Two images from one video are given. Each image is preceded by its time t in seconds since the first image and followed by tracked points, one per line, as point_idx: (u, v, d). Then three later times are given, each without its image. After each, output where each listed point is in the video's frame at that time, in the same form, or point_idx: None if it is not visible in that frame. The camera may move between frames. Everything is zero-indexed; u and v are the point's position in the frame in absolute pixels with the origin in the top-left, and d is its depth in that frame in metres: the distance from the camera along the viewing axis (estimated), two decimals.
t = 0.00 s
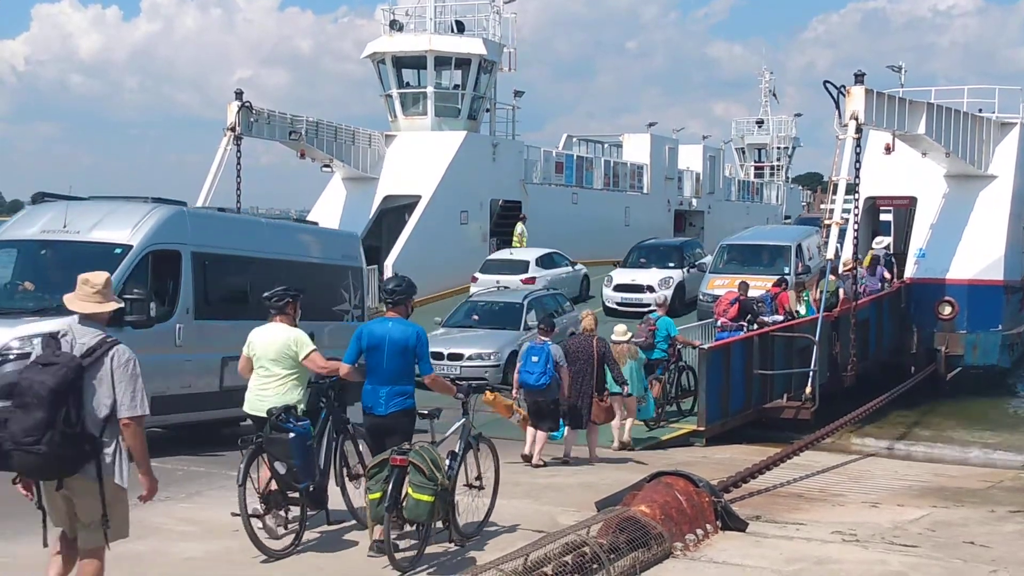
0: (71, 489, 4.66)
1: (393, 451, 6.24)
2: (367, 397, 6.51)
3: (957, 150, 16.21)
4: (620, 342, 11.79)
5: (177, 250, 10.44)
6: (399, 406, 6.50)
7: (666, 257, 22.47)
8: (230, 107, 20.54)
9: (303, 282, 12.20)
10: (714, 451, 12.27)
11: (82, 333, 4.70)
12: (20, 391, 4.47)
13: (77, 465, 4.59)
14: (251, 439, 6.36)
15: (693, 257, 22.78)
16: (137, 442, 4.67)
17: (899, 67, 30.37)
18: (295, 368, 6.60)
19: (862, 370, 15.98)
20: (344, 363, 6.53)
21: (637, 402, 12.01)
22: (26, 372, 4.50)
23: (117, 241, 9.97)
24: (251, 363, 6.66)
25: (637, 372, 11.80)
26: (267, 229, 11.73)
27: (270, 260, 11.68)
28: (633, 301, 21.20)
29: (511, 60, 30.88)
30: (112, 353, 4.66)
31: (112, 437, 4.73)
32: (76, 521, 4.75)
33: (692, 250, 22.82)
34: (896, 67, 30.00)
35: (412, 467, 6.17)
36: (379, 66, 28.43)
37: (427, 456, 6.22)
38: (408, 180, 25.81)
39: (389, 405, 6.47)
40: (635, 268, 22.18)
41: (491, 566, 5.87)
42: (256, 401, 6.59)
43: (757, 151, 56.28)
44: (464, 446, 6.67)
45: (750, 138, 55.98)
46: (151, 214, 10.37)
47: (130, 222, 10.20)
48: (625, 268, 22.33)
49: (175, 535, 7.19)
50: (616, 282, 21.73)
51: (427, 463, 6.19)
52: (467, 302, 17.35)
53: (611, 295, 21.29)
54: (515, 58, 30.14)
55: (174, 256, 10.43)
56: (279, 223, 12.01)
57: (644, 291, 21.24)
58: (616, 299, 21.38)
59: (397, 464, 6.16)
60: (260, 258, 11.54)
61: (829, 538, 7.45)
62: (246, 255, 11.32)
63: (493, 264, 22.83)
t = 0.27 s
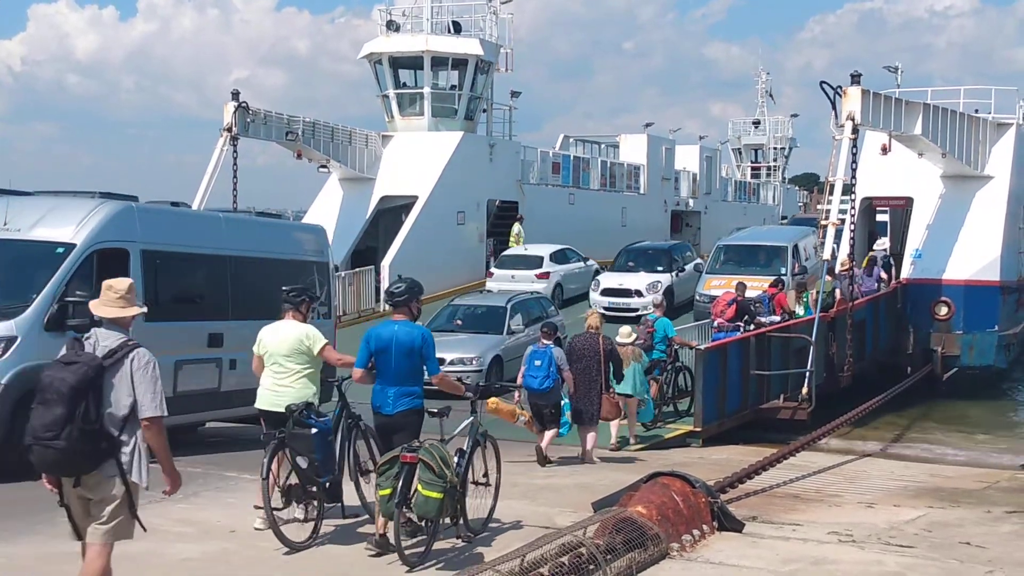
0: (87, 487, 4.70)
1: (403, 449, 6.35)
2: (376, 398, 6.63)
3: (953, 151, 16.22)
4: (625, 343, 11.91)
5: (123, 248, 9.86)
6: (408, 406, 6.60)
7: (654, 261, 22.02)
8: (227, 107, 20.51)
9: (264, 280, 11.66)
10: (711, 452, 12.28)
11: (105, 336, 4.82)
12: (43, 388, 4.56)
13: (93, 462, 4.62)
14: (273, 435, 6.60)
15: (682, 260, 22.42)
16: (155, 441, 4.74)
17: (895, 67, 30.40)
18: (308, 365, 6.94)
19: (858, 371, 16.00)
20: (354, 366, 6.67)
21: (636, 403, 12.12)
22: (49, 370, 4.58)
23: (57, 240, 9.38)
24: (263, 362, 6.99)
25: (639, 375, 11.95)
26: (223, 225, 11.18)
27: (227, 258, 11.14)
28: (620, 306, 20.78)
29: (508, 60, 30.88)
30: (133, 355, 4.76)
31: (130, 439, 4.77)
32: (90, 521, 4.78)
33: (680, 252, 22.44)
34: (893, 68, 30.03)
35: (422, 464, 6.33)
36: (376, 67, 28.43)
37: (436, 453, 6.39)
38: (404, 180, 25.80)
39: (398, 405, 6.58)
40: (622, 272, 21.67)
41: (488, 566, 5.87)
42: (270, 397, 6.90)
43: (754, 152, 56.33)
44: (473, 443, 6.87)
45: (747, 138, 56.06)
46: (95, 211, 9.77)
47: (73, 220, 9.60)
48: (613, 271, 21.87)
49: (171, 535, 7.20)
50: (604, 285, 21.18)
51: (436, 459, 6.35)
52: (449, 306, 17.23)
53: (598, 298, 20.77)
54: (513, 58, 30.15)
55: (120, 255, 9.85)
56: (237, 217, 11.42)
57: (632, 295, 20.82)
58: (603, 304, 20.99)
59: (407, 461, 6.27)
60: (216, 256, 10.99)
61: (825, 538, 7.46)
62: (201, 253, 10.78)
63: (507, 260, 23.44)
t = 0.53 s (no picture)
0: (110, 480, 4.95)
1: (413, 447, 6.49)
2: (387, 393, 6.80)
3: (952, 152, 16.23)
4: (630, 341, 11.99)
5: (71, 246, 9.28)
6: (419, 401, 6.78)
7: (645, 265, 21.53)
8: (226, 108, 20.49)
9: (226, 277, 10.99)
10: (710, 453, 12.29)
11: (123, 333, 5.03)
12: (64, 387, 4.78)
13: (114, 456, 4.85)
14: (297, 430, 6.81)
15: (673, 265, 21.84)
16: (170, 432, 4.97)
17: (894, 69, 30.43)
18: (330, 367, 7.14)
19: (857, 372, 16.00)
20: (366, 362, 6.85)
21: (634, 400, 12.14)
22: (70, 370, 4.81)
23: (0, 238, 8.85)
24: (284, 361, 7.18)
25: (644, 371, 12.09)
26: (180, 220, 10.52)
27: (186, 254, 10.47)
28: (609, 312, 20.27)
29: (507, 61, 30.88)
30: (148, 350, 4.97)
31: (147, 432, 5.00)
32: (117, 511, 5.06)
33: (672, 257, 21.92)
34: (892, 70, 30.06)
35: (432, 462, 6.43)
36: (375, 67, 28.43)
37: (446, 451, 6.47)
38: (403, 181, 25.79)
39: (408, 400, 6.75)
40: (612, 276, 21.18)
41: (487, 568, 5.87)
42: (292, 398, 7.08)
43: (753, 153, 56.38)
44: (481, 441, 6.93)
45: (745, 139, 56.06)
46: (43, 206, 9.24)
47: (17, 216, 9.07)
48: (603, 275, 21.40)
49: (170, 536, 7.20)
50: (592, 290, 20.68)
51: (446, 457, 6.44)
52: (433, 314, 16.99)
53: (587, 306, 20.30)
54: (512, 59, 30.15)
55: (67, 253, 9.28)
56: (197, 211, 10.81)
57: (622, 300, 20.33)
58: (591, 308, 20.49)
59: (416, 459, 6.43)
60: (172, 253, 10.32)
61: (824, 539, 7.47)
62: (156, 249, 10.12)
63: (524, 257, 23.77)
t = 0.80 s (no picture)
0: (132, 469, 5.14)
1: (425, 445, 6.66)
2: (403, 392, 6.92)
3: (952, 153, 16.23)
4: (632, 341, 12.09)
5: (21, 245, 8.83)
6: (434, 400, 6.91)
7: (637, 269, 21.12)
8: (227, 110, 20.50)
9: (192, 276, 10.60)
10: (711, 454, 12.29)
11: (143, 328, 5.27)
12: (87, 378, 4.98)
13: (136, 446, 5.02)
14: (319, 425, 7.04)
15: (665, 268, 21.51)
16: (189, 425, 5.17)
17: (895, 70, 30.43)
18: (348, 363, 7.44)
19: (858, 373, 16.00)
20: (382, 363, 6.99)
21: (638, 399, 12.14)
22: (92, 361, 5.02)
23: None
24: (304, 354, 7.48)
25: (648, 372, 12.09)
26: (141, 217, 10.09)
27: (147, 252, 10.08)
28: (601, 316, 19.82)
29: (508, 63, 30.88)
30: (168, 344, 5.20)
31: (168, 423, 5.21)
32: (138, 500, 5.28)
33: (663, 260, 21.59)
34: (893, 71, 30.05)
35: (444, 459, 6.58)
36: (376, 69, 28.44)
37: (457, 449, 6.62)
38: (403, 182, 25.78)
39: (424, 399, 6.88)
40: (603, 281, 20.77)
41: (488, 569, 5.87)
42: (311, 392, 7.38)
43: (754, 154, 56.39)
44: (491, 440, 7.03)
45: (746, 140, 56.04)
46: None
47: None
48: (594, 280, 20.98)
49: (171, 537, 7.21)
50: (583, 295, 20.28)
51: (458, 455, 6.59)
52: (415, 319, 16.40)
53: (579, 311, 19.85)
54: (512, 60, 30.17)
55: (18, 252, 8.82)
56: (160, 206, 10.38)
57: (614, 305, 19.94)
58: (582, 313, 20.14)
59: (429, 456, 6.58)
60: (131, 250, 9.91)
61: (825, 541, 7.47)
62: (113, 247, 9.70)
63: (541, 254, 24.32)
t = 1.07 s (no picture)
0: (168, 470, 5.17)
1: (441, 440, 6.73)
2: (421, 391, 7.03)
3: (954, 152, 16.21)
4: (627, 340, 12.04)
5: None
6: (452, 397, 7.02)
7: (630, 272, 20.65)
8: (227, 109, 20.49)
9: (154, 271, 10.58)
10: (712, 453, 12.28)
11: (181, 331, 5.33)
12: (128, 383, 5.05)
13: (176, 449, 5.10)
14: (336, 421, 7.30)
15: (658, 270, 21.00)
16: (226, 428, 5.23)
17: (896, 69, 30.41)
18: (361, 363, 7.57)
19: (859, 372, 15.98)
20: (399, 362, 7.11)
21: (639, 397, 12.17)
22: (132, 367, 5.07)
23: None
24: (319, 356, 7.60)
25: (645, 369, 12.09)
26: (100, 211, 10.01)
27: (109, 247, 10.02)
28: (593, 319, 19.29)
29: (509, 62, 30.86)
30: (203, 349, 5.23)
31: (203, 426, 5.26)
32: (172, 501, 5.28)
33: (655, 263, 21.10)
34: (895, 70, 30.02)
35: (459, 455, 6.66)
36: (377, 68, 28.43)
37: (473, 445, 6.70)
38: (404, 182, 25.78)
39: (443, 397, 6.99)
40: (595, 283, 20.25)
41: (488, 568, 5.87)
42: (325, 392, 7.58)
43: (755, 154, 56.38)
44: (506, 436, 7.17)
45: (748, 139, 56.01)
46: None
47: None
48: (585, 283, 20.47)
49: (172, 536, 7.21)
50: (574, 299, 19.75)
51: (473, 451, 6.67)
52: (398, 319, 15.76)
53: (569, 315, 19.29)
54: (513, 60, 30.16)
55: None
56: (118, 201, 10.26)
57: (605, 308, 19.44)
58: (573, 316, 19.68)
59: (445, 451, 6.67)
60: (89, 247, 9.80)
61: (825, 540, 7.46)
62: (69, 244, 9.59)
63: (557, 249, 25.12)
